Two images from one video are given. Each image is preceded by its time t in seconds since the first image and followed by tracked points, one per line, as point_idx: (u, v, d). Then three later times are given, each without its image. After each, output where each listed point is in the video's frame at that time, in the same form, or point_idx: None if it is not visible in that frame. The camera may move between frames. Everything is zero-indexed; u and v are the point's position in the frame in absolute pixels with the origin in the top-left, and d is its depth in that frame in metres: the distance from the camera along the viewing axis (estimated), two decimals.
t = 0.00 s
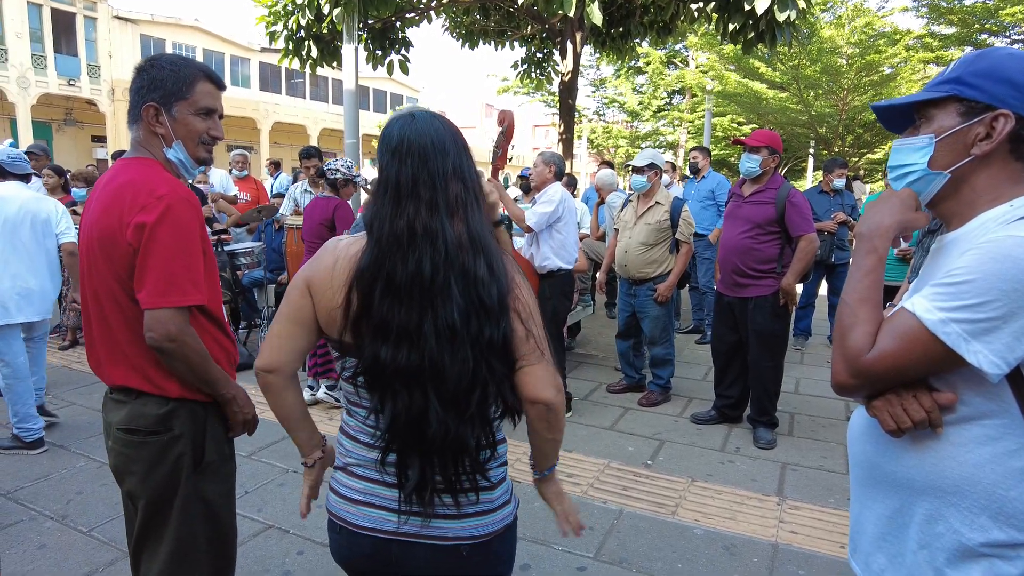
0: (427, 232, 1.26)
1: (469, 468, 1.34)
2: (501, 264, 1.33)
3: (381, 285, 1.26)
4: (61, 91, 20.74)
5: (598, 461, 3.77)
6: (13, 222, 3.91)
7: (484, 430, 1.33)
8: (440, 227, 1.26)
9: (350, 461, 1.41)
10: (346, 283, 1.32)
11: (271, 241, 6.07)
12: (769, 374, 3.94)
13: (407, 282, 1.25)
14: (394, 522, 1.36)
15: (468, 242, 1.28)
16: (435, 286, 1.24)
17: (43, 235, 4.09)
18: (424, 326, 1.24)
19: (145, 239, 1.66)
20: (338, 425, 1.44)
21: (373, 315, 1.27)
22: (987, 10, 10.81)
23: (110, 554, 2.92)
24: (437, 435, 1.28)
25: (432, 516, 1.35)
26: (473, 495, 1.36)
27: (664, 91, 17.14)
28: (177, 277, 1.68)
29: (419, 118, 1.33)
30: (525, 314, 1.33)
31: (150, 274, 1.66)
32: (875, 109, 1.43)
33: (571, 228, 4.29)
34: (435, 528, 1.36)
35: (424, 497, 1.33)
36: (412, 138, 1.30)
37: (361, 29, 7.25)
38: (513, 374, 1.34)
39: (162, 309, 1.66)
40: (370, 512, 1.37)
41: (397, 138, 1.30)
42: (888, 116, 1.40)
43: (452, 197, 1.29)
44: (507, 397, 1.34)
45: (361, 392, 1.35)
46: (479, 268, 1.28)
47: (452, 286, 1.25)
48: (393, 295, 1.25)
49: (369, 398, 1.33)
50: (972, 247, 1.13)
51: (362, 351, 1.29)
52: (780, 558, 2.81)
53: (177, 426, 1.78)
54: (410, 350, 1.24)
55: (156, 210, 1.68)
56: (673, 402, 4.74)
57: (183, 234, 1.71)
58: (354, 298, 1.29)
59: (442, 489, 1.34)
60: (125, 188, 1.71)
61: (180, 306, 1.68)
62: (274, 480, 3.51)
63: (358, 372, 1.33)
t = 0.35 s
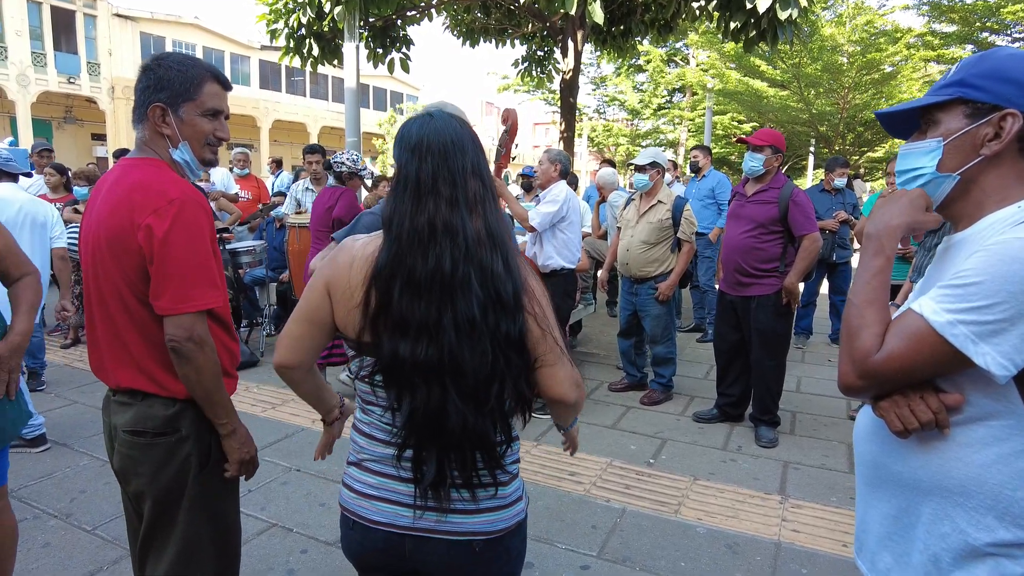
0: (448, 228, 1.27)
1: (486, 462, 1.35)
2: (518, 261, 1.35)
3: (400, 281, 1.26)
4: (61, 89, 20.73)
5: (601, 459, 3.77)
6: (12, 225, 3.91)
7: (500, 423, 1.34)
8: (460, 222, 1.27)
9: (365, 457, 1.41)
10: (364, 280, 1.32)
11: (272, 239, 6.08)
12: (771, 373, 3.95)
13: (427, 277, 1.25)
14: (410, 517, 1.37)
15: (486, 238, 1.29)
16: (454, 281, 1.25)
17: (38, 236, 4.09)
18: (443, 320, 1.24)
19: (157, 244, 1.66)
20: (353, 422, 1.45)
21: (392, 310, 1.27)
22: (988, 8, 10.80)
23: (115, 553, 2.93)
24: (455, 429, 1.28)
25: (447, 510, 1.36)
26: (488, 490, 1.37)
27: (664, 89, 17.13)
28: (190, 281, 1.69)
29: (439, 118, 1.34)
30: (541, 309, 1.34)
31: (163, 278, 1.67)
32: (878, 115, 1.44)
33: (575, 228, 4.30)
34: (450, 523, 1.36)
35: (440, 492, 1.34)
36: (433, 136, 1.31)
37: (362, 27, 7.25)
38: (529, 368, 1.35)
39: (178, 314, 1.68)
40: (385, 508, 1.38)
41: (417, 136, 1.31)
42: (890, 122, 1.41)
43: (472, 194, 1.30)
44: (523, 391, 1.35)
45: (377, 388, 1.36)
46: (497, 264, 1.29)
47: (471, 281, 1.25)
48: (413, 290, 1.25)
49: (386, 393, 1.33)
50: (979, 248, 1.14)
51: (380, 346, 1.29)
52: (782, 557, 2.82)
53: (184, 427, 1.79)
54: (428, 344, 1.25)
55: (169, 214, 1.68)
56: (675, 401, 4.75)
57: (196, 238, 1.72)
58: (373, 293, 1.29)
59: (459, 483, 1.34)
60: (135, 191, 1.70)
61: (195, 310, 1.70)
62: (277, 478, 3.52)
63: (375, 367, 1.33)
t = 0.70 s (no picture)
0: (474, 228, 1.25)
1: (500, 468, 1.32)
2: (543, 265, 1.33)
3: (424, 280, 1.25)
4: (63, 87, 20.68)
5: (609, 460, 3.76)
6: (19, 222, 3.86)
7: (518, 428, 1.31)
8: (487, 223, 1.26)
9: (384, 457, 1.40)
10: (389, 279, 1.30)
11: (276, 239, 6.07)
12: (780, 374, 3.93)
13: (450, 277, 1.24)
14: (424, 519, 1.35)
15: (512, 240, 1.28)
16: (478, 281, 1.24)
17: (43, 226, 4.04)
18: (464, 320, 1.23)
19: (177, 249, 1.65)
20: (374, 423, 1.44)
21: (415, 308, 1.25)
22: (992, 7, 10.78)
23: (123, 554, 2.91)
24: (472, 430, 1.26)
25: (460, 515, 1.34)
26: (506, 495, 1.35)
27: (666, 88, 17.11)
28: (210, 287, 1.69)
29: (469, 121, 1.32)
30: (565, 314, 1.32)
31: (183, 284, 1.66)
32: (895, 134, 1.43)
33: (585, 229, 4.29)
34: (466, 528, 1.35)
35: (455, 494, 1.32)
36: (463, 137, 1.29)
37: (366, 25, 7.22)
38: (549, 373, 1.33)
39: (199, 319, 1.69)
40: (400, 509, 1.37)
41: (446, 138, 1.30)
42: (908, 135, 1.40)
43: (500, 196, 1.28)
44: (542, 396, 1.33)
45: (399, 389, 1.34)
46: (523, 267, 1.27)
47: (495, 281, 1.24)
48: (436, 289, 1.24)
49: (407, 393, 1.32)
50: (1016, 251, 1.13)
51: (402, 345, 1.27)
52: (794, 559, 2.80)
53: (201, 431, 1.78)
54: (448, 344, 1.23)
55: (189, 218, 1.68)
56: (682, 401, 4.73)
57: (215, 242, 1.72)
58: (397, 292, 1.28)
59: (474, 488, 1.33)
60: (154, 193, 1.68)
61: (214, 316, 1.70)
62: (285, 479, 3.50)
63: (396, 367, 1.32)
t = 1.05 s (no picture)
0: (548, 245, 1.25)
1: (572, 478, 1.36)
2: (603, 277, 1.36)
3: (496, 296, 1.23)
4: (71, 86, 20.73)
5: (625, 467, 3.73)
6: (46, 218, 3.94)
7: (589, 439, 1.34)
8: (556, 237, 1.26)
9: (447, 480, 1.36)
10: (454, 296, 1.27)
11: (287, 240, 6.08)
12: (797, 379, 3.90)
13: (529, 294, 1.23)
14: (498, 538, 1.35)
15: (579, 253, 1.29)
16: (553, 296, 1.23)
17: (80, 229, 4.12)
18: (541, 336, 1.22)
19: (219, 268, 1.68)
20: (429, 444, 1.40)
21: (488, 326, 1.23)
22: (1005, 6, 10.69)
23: (140, 561, 2.90)
24: (552, 446, 1.27)
25: (534, 527, 1.36)
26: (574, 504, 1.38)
27: (674, 87, 17.04)
28: (248, 308, 1.72)
29: (524, 137, 1.32)
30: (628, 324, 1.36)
31: (221, 303, 1.69)
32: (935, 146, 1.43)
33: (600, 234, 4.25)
34: (539, 540, 1.37)
35: (530, 509, 1.33)
36: (525, 152, 1.29)
37: (375, 26, 7.20)
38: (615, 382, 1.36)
39: (236, 338, 1.72)
40: (472, 532, 1.35)
41: (509, 154, 1.29)
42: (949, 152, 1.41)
43: (565, 211, 1.29)
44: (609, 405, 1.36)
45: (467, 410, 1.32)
46: (591, 280, 1.29)
47: (569, 296, 1.25)
48: (510, 305, 1.22)
49: (476, 412, 1.30)
50: None
51: (474, 363, 1.25)
52: (815, 569, 2.78)
53: (225, 445, 1.78)
54: (526, 360, 1.22)
55: (229, 237, 1.71)
56: (696, 406, 4.70)
57: (252, 262, 1.75)
58: (471, 311, 1.24)
59: (550, 502, 1.35)
60: (193, 211, 1.71)
61: (249, 336, 1.73)
62: (300, 485, 3.49)
63: (464, 386, 1.30)
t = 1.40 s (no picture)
0: (638, 254, 1.43)
1: (667, 480, 1.51)
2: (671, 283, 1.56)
3: (606, 313, 1.37)
4: (93, 88, 21.01)
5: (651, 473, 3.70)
6: (89, 229, 4.04)
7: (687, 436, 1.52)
8: (644, 251, 1.44)
9: (555, 511, 1.45)
10: (563, 318, 1.38)
11: (309, 242, 6.10)
12: (825, 385, 3.84)
13: (629, 302, 1.39)
14: (611, 552, 1.46)
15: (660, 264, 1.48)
16: (652, 306, 1.41)
17: (121, 239, 4.20)
18: (649, 343, 1.40)
19: (253, 276, 1.69)
20: (533, 482, 1.46)
21: (604, 341, 1.36)
22: None
23: (170, 564, 2.93)
24: (655, 443, 1.44)
25: (650, 531, 1.49)
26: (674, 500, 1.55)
27: (693, 86, 16.91)
28: (283, 312, 1.74)
29: (595, 151, 1.50)
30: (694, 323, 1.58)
31: (256, 310, 1.71)
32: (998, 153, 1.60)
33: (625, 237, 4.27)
34: (656, 544, 1.51)
35: (645, 511, 1.48)
36: (605, 169, 1.47)
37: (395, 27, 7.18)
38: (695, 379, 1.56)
39: (271, 343, 1.74)
40: (592, 552, 1.45)
41: (590, 168, 1.46)
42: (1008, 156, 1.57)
43: (645, 223, 1.47)
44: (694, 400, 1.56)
45: (570, 424, 1.42)
46: (672, 288, 1.49)
47: (663, 304, 1.43)
48: (619, 319, 1.37)
49: (591, 428, 1.42)
50: None
51: (591, 380, 1.37)
52: None
53: (260, 447, 1.78)
54: (640, 368, 1.39)
55: (264, 247, 1.72)
56: (721, 411, 4.65)
57: (287, 270, 1.77)
58: (577, 321, 1.36)
59: (655, 502, 1.48)
60: (227, 220, 1.71)
61: (283, 340, 1.75)
62: (326, 488, 3.50)
63: (576, 408, 1.40)
